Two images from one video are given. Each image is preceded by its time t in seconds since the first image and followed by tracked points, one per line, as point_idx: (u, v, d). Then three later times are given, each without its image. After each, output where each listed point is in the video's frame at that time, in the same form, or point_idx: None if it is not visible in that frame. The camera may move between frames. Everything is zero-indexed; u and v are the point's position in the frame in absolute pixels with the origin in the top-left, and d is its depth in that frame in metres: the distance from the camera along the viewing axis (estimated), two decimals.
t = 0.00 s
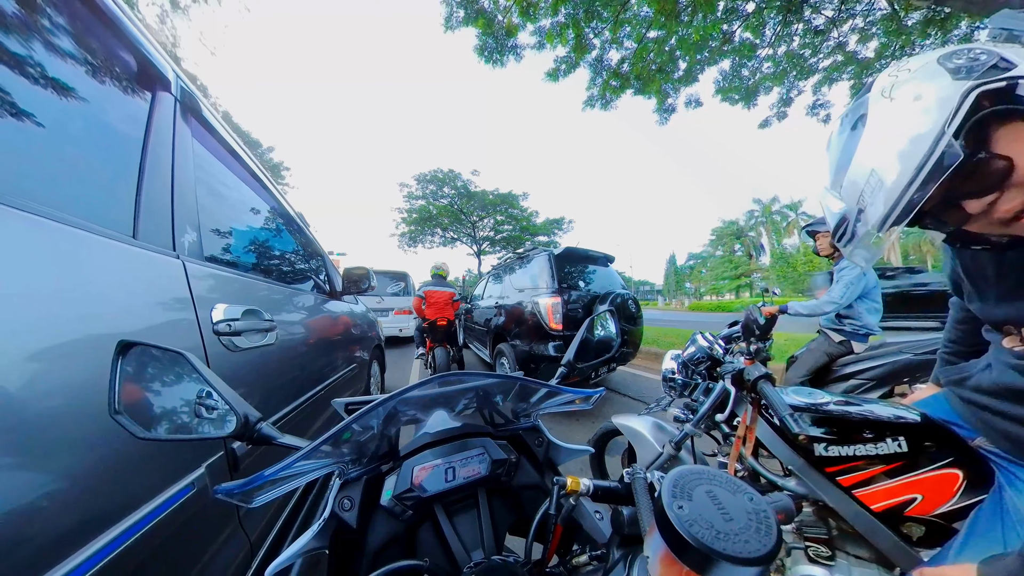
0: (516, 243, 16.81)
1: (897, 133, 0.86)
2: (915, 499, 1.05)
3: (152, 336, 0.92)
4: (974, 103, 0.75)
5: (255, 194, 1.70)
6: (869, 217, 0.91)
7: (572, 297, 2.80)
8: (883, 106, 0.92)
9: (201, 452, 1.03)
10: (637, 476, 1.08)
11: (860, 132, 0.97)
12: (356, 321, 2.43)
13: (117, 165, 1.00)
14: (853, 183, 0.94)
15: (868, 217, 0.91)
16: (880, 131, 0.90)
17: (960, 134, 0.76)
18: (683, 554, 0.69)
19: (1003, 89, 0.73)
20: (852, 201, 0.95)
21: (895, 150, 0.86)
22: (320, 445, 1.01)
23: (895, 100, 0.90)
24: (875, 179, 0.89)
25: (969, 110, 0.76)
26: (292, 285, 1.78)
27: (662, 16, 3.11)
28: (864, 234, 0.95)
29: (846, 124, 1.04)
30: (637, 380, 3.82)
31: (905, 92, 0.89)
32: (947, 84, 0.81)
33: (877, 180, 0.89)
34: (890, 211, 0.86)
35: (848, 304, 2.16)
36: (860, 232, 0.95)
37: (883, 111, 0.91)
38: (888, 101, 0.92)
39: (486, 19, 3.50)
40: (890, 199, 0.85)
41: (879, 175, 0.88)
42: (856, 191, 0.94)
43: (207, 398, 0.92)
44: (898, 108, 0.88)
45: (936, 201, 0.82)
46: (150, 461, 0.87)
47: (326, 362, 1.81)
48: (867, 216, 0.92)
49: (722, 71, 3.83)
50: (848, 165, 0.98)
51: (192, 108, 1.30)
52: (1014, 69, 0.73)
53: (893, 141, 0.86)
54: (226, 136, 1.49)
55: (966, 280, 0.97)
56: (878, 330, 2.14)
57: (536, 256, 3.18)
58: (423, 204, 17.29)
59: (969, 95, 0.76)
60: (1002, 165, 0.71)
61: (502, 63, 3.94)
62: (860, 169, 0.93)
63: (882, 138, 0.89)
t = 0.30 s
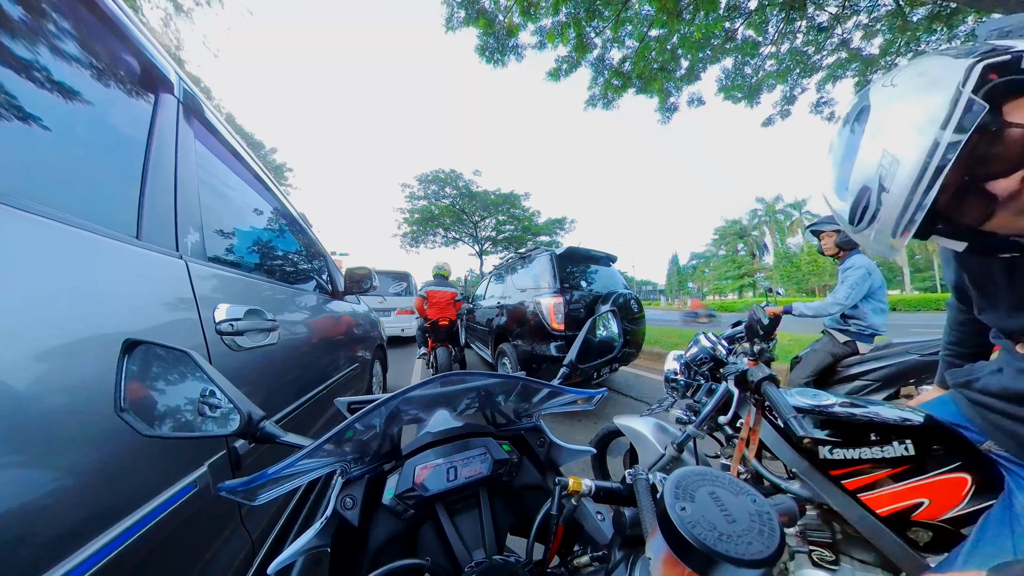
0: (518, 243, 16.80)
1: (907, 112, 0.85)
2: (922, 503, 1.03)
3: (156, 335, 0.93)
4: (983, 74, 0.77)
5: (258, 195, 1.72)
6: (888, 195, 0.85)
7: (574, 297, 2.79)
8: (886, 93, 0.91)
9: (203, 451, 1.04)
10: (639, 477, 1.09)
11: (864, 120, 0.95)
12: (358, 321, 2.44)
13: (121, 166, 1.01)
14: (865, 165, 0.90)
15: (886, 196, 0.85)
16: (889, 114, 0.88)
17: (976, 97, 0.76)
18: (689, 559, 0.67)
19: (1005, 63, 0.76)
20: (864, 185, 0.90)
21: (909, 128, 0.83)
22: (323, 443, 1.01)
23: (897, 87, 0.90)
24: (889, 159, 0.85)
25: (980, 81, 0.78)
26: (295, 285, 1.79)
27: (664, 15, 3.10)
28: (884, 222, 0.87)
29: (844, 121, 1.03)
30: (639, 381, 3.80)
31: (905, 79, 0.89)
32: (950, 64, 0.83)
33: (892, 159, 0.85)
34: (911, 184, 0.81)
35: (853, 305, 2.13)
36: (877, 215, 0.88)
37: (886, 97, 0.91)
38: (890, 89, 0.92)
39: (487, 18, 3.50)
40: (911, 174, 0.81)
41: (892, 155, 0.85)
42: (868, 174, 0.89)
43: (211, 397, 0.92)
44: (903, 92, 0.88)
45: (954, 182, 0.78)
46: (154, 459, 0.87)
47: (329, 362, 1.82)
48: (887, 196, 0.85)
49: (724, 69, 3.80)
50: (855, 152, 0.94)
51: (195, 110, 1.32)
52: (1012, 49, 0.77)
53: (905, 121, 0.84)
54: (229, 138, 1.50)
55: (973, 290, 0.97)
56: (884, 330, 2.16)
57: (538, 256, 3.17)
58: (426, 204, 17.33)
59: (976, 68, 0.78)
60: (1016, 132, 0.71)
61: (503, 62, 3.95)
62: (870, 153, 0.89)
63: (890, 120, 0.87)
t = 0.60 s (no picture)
0: (520, 243, 16.81)
1: (908, 123, 0.84)
2: (928, 505, 1.01)
3: (161, 335, 0.93)
4: (984, 87, 0.76)
5: (261, 196, 1.73)
6: (891, 208, 0.84)
7: (576, 297, 2.79)
8: (885, 104, 0.91)
9: (206, 450, 1.04)
10: (641, 479, 1.07)
11: (863, 131, 0.95)
12: (361, 321, 2.45)
13: (126, 169, 1.02)
14: (866, 177, 0.89)
15: (890, 209, 0.84)
16: (889, 125, 0.88)
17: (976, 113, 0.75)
18: (690, 560, 0.67)
19: (1005, 75, 0.75)
20: (866, 197, 0.89)
21: (909, 141, 0.83)
22: (325, 442, 1.02)
23: (896, 99, 0.89)
24: (892, 172, 0.84)
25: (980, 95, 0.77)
26: (298, 285, 1.81)
27: (665, 13, 3.08)
28: (887, 235, 0.85)
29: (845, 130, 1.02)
30: (642, 381, 3.79)
31: (904, 90, 0.89)
32: (951, 76, 0.82)
33: (894, 171, 0.84)
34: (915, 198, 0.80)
35: (858, 305, 2.11)
36: (880, 228, 0.86)
37: (886, 109, 0.90)
38: (890, 101, 0.91)
39: (487, 19, 3.50)
40: (910, 191, 0.81)
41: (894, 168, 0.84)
42: (870, 187, 0.88)
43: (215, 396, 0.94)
44: (903, 104, 0.87)
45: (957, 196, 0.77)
46: (158, 458, 0.88)
47: (331, 362, 1.83)
48: (890, 210, 0.84)
49: (727, 67, 3.77)
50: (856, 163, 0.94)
51: (198, 112, 1.33)
52: (1015, 59, 0.76)
53: (904, 135, 0.84)
54: (232, 140, 1.51)
55: (978, 291, 0.95)
56: (889, 330, 2.13)
57: (540, 256, 3.17)
58: (429, 205, 17.38)
59: (976, 81, 0.77)
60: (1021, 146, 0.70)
61: (504, 62, 3.95)
62: (872, 165, 0.88)
63: (890, 132, 0.87)
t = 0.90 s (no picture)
0: (523, 243, 16.80)
1: (894, 152, 0.85)
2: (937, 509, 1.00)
3: (165, 334, 0.95)
4: (972, 120, 0.75)
5: (264, 197, 1.75)
6: (873, 233, 0.91)
7: (578, 297, 2.78)
8: (878, 125, 0.90)
9: (209, 449, 1.05)
10: (644, 479, 1.05)
11: (859, 148, 0.94)
12: (363, 321, 2.46)
13: (132, 172, 1.03)
14: (854, 199, 0.92)
15: (872, 234, 0.91)
16: (878, 152, 0.88)
17: (953, 158, 0.76)
18: (691, 559, 0.67)
19: (997, 107, 0.73)
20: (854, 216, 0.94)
21: (897, 164, 0.83)
22: (327, 442, 1.02)
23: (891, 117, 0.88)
24: (879, 192, 0.87)
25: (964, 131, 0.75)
26: (301, 286, 1.82)
27: (666, 11, 3.07)
28: (882, 229, 0.88)
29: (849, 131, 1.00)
30: (644, 381, 3.77)
31: (900, 111, 0.87)
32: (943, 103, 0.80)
33: (878, 198, 0.87)
34: (893, 228, 0.86)
35: (863, 305, 2.08)
36: (866, 247, 0.94)
37: (877, 132, 0.89)
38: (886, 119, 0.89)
39: (489, 19, 3.51)
40: (892, 214, 0.85)
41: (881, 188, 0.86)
42: (861, 202, 0.91)
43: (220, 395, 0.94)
44: (895, 126, 0.86)
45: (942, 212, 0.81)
46: (161, 457, 0.89)
47: (334, 362, 1.84)
48: (872, 230, 0.90)
49: (729, 65, 3.74)
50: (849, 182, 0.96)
51: (201, 113, 1.34)
52: (1009, 85, 0.74)
53: (893, 158, 0.84)
54: (235, 141, 1.52)
55: (988, 289, 0.93)
56: (895, 330, 2.11)
57: (542, 256, 3.16)
58: (432, 205, 17.41)
59: (963, 114, 0.75)
60: (1004, 180, 0.71)
61: (506, 62, 3.95)
62: (864, 179, 0.90)
63: (882, 154, 0.87)
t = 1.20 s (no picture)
0: (525, 243, 16.79)
1: (891, 155, 0.85)
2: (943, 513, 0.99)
3: (171, 334, 0.96)
4: (966, 122, 0.76)
5: (267, 198, 1.77)
6: (871, 234, 0.90)
7: (580, 297, 2.77)
8: (875, 128, 0.89)
9: (213, 447, 1.06)
10: (645, 480, 1.06)
11: (858, 150, 0.94)
12: (366, 321, 2.48)
13: (137, 174, 1.05)
14: (854, 200, 0.92)
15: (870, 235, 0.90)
16: (875, 154, 0.88)
17: (949, 160, 0.77)
18: (694, 561, 0.66)
19: (992, 109, 0.74)
20: (852, 216, 0.94)
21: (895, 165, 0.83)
22: (330, 441, 1.03)
23: (888, 118, 0.88)
24: (876, 195, 0.87)
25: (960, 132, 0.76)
26: (304, 286, 1.84)
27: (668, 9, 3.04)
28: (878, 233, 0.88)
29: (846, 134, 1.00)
30: (646, 382, 3.76)
31: (897, 114, 0.87)
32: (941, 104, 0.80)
33: (876, 200, 0.87)
34: (891, 229, 0.86)
35: (868, 305, 2.06)
36: (864, 247, 0.93)
37: (874, 134, 0.89)
38: (882, 121, 0.89)
39: (489, 19, 3.51)
40: (889, 216, 0.85)
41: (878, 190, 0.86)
42: (859, 204, 0.91)
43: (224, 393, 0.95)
44: (893, 127, 0.86)
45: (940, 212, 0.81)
46: (167, 455, 0.90)
47: (336, 361, 1.86)
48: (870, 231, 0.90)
49: (731, 63, 3.71)
50: (847, 185, 0.96)
51: (205, 115, 1.36)
52: (1004, 87, 0.74)
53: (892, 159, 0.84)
54: (238, 143, 1.54)
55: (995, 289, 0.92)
56: (901, 331, 2.08)
57: (544, 256, 3.16)
58: (435, 205, 17.45)
59: (958, 116, 0.76)
60: (1000, 181, 0.72)
61: (507, 62, 3.95)
62: (860, 183, 0.90)
63: (879, 157, 0.87)
